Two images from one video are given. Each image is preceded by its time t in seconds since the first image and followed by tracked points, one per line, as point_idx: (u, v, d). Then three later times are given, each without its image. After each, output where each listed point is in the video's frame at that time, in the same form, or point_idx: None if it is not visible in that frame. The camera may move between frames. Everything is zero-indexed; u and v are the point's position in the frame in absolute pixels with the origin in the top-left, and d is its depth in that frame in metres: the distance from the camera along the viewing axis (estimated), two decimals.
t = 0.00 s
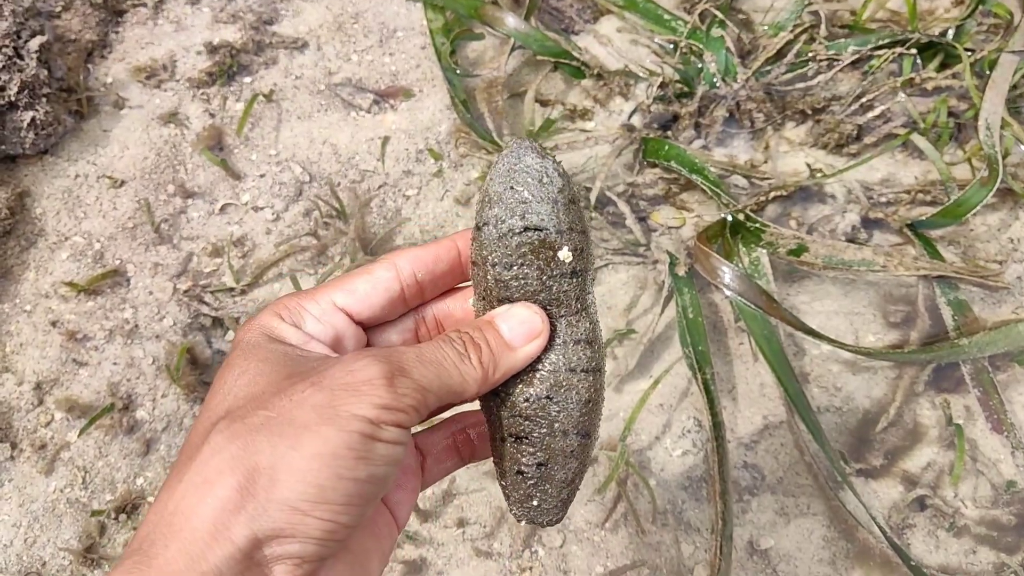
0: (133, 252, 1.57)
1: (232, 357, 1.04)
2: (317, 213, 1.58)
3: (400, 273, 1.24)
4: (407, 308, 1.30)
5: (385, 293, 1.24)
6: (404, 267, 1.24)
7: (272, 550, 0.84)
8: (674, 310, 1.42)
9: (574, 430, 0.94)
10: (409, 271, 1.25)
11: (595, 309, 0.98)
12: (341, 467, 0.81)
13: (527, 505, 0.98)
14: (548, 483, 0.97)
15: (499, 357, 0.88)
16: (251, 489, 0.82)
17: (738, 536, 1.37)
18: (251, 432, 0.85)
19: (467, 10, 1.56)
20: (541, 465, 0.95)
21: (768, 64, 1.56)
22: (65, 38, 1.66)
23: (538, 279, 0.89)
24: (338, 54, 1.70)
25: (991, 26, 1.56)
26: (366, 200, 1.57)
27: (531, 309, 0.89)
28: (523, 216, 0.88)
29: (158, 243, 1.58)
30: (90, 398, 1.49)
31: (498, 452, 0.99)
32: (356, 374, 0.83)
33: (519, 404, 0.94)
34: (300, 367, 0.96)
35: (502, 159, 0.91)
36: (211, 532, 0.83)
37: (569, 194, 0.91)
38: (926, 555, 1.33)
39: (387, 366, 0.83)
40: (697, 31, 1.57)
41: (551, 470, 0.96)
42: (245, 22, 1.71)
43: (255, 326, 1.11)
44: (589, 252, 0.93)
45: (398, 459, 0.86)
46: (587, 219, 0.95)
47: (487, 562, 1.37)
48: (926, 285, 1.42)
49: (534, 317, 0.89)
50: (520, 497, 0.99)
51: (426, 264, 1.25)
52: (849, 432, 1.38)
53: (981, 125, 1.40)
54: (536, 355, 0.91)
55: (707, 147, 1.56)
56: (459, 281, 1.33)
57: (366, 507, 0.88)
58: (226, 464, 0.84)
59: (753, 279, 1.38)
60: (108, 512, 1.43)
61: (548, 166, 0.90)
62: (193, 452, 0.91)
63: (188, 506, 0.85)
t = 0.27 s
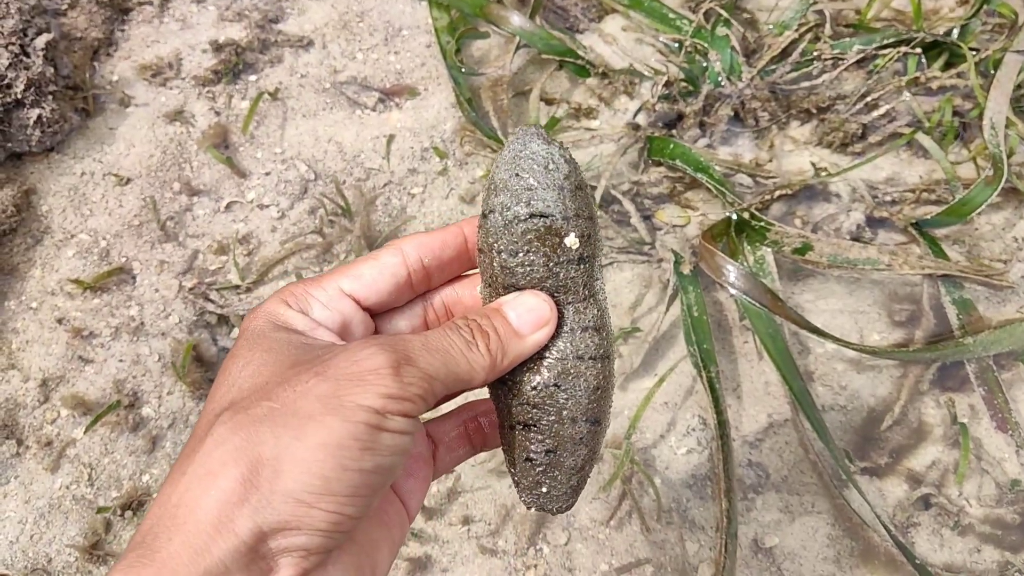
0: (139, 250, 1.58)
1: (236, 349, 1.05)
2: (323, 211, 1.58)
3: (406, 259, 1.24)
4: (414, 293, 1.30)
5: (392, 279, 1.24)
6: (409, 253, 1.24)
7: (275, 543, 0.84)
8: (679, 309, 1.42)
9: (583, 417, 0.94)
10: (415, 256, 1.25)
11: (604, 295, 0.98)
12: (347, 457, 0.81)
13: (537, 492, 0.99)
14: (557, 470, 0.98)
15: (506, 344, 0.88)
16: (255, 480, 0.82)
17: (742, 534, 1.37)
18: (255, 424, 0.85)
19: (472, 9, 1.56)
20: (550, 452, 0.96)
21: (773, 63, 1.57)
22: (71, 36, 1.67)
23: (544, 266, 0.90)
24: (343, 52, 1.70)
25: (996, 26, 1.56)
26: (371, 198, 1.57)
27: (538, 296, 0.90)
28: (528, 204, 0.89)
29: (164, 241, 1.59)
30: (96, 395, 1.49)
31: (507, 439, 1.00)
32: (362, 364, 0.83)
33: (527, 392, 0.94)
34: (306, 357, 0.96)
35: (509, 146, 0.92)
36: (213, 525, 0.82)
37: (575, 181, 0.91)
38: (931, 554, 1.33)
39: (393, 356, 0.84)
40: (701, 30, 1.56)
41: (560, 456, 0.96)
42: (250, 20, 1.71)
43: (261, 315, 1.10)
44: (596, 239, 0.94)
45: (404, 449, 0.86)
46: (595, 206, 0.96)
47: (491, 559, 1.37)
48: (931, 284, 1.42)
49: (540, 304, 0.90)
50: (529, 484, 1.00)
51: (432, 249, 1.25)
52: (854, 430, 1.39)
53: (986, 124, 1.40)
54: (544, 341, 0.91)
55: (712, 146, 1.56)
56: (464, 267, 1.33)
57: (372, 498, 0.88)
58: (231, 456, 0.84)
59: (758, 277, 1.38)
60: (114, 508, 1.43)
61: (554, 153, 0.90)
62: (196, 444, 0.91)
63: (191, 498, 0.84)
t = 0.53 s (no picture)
0: (142, 249, 1.58)
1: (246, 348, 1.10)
2: (326, 211, 1.59)
3: (430, 235, 1.25)
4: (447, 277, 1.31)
5: (420, 260, 1.26)
6: (436, 232, 1.25)
7: (258, 534, 0.86)
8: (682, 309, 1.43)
9: (560, 399, 0.95)
10: (441, 235, 1.26)
11: (603, 278, 0.99)
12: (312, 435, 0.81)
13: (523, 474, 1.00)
14: (541, 455, 0.97)
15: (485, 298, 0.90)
16: (236, 460, 0.84)
17: (745, 534, 1.37)
18: (230, 414, 0.87)
19: (476, 9, 1.57)
20: (530, 434, 0.97)
21: (776, 64, 1.57)
22: (75, 35, 1.67)
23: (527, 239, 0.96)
24: (346, 52, 1.70)
25: (999, 27, 1.56)
26: (374, 198, 1.57)
27: (518, 271, 0.95)
28: (519, 184, 0.97)
29: (167, 240, 1.59)
30: (100, 394, 1.50)
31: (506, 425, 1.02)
32: (327, 335, 0.83)
33: (510, 373, 0.97)
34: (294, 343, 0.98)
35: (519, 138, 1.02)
36: (203, 512, 0.85)
37: (570, 161, 0.98)
38: (933, 555, 1.33)
39: (358, 313, 0.83)
40: (704, 31, 1.57)
41: (540, 439, 0.96)
42: (254, 20, 1.71)
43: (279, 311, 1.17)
44: (588, 219, 0.98)
45: (381, 417, 0.85)
46: (595, 189, 1.00)
47: (494, 559, 1.37)
48: (934, 285, 1.42)
49: (520, 277, 0.94)
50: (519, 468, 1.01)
51: (458, 227, 1.26)
52: (857, 431, 1.39)
53: (989, 125, 1.39)
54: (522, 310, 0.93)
55: (715, 146, 1.56)
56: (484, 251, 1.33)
57: (360, 462, 0.87)
58: (208, 450, 0.87)
59: (761, 277, 1.38)
60: (116, 507, 1.43)
61: (552, 136, 0.99)
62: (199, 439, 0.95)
63: (184, 489, 0.88)
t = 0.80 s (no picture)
0: (146, 247, 1.59)
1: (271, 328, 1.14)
2: (328, 209, 1.59)
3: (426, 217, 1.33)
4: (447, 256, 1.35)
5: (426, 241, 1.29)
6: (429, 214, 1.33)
7: (273, 511, 0.91)
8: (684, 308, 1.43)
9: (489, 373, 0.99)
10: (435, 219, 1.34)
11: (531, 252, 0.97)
12: (334, 422, 0.87)
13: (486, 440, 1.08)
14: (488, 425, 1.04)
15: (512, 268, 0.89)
16: (255, 442, 0.88)
17: (745, 533, 1.38)
18: (248, 397, 0.91)
19: (479, 9, 1.57)
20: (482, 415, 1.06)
21: (777, 64, 1.56)
22: (79, 34, 1.67)
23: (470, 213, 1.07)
24: (349, 52, 1.70)
25: (1001, 27, 1.56)
26: (377, 196, 1.58)
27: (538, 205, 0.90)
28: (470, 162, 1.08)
29: (170, 238, 1.59)
30: (103, 391, 1.50)
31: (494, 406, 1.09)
32: (349, 323, 0.87)
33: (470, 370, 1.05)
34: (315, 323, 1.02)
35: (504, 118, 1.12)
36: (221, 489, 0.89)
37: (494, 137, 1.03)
38: (933, 553, 1.34)
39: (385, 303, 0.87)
40: (708, 30, 1.58)
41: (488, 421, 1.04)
42: (257, 20, 1.72)
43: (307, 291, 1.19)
44: (503, 188, 0.99)
45: (401, 403, 0.90)
46: (519, 152, 0.99)
47: (495, 557, 1.38)
48: (935, 285, 1.42)
49: (549, 216, 0.89)
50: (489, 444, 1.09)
51: (450, 208, 1.35)
52: (858, 430, 1.39)
53: (991, 125, 1.40)
54: (556, 250, 0.90)
55: (717, 146, 1.56)
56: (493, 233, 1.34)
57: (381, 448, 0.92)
58: (223, 432, 0.91)
59: (763, 277, 1.38)
60: (119, 504, 1.44)
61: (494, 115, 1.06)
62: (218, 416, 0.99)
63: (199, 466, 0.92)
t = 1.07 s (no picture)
0: (148, 248, 1.59)
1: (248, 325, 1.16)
2: (330, 211, 1.60)
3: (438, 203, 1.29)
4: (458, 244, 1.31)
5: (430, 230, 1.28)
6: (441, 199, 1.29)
7: (243, 497, 0.93)
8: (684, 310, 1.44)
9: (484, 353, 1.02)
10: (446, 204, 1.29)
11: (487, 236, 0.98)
12: (292, 399, 0.87)
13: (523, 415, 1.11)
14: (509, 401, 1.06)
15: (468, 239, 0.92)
16: (224, 427, 0.90)
17: (745, 534, 1.38)
18: (218, 386, 0.93)
19: (480, 11, 1.57)
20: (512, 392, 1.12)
21: (778, 66, 1.57)
22: (81, 35, 1.68)
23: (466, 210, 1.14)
24: (351, 53, 1.71)
25: (1001, 30, 1.56)
26: (378, 198, 1.59)
27: (480, 181, 0.94)
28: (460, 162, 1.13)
29: (172, 239, 1.60)
30: (105, 391, 1.51)
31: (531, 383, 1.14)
32: (309, 304, 0.89)
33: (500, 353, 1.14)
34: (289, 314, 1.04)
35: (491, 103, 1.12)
36: (193, 475, 0.91)
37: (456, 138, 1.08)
38: (932, 555, 1.34)
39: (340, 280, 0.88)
40: (708, 33, 1.58)
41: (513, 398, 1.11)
42: (259, 21, 1.72)
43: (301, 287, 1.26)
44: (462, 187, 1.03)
45: (364, 379, 0.90)
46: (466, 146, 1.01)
47: (495, 557, 1.38)
48: (935, 287, 1.43)
49: (485, 186, 0.93)
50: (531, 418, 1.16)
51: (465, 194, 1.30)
52: (857, 432, 1.39)
53: (990, 128, 1.40)
54: (498, 216, 0.93)
55: (717, 148, 1.57)
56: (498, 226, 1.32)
57: (349, 426, 0.92)
58: (194, 422, 0.93)
59: (763, 279, 1.39)
60: (121, 504, 1.44)
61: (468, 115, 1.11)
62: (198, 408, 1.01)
63: (176, 455, 0.93)
